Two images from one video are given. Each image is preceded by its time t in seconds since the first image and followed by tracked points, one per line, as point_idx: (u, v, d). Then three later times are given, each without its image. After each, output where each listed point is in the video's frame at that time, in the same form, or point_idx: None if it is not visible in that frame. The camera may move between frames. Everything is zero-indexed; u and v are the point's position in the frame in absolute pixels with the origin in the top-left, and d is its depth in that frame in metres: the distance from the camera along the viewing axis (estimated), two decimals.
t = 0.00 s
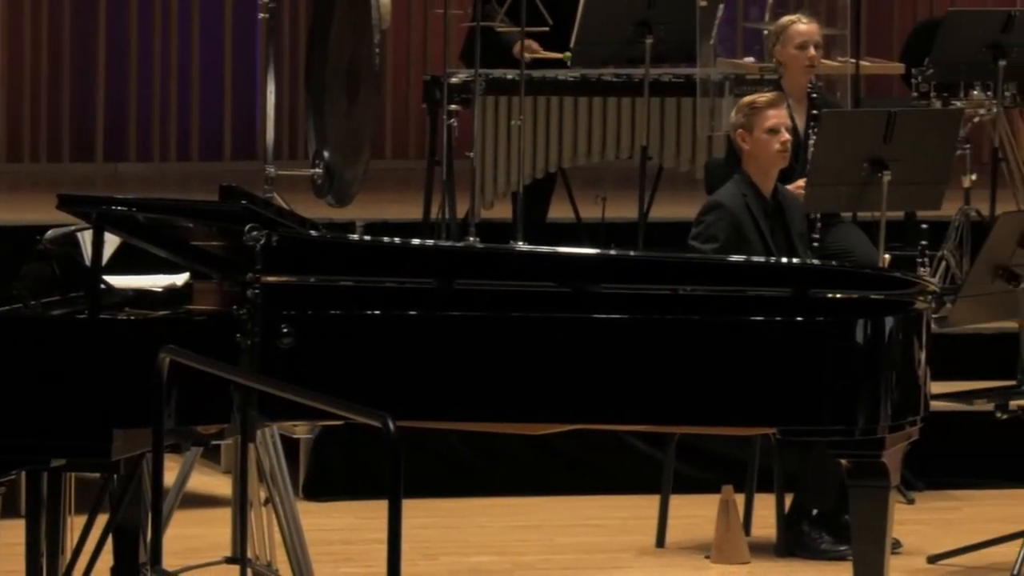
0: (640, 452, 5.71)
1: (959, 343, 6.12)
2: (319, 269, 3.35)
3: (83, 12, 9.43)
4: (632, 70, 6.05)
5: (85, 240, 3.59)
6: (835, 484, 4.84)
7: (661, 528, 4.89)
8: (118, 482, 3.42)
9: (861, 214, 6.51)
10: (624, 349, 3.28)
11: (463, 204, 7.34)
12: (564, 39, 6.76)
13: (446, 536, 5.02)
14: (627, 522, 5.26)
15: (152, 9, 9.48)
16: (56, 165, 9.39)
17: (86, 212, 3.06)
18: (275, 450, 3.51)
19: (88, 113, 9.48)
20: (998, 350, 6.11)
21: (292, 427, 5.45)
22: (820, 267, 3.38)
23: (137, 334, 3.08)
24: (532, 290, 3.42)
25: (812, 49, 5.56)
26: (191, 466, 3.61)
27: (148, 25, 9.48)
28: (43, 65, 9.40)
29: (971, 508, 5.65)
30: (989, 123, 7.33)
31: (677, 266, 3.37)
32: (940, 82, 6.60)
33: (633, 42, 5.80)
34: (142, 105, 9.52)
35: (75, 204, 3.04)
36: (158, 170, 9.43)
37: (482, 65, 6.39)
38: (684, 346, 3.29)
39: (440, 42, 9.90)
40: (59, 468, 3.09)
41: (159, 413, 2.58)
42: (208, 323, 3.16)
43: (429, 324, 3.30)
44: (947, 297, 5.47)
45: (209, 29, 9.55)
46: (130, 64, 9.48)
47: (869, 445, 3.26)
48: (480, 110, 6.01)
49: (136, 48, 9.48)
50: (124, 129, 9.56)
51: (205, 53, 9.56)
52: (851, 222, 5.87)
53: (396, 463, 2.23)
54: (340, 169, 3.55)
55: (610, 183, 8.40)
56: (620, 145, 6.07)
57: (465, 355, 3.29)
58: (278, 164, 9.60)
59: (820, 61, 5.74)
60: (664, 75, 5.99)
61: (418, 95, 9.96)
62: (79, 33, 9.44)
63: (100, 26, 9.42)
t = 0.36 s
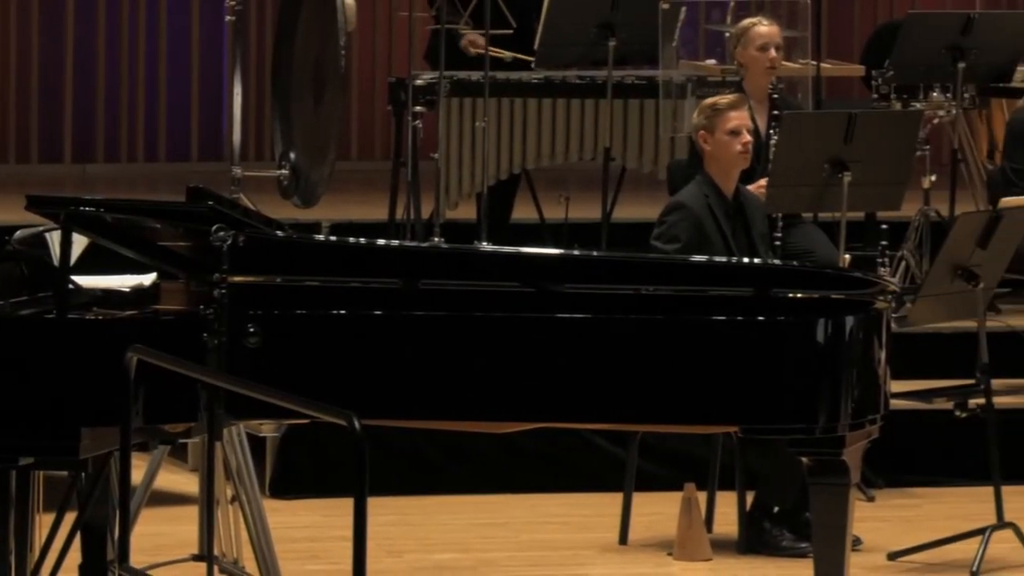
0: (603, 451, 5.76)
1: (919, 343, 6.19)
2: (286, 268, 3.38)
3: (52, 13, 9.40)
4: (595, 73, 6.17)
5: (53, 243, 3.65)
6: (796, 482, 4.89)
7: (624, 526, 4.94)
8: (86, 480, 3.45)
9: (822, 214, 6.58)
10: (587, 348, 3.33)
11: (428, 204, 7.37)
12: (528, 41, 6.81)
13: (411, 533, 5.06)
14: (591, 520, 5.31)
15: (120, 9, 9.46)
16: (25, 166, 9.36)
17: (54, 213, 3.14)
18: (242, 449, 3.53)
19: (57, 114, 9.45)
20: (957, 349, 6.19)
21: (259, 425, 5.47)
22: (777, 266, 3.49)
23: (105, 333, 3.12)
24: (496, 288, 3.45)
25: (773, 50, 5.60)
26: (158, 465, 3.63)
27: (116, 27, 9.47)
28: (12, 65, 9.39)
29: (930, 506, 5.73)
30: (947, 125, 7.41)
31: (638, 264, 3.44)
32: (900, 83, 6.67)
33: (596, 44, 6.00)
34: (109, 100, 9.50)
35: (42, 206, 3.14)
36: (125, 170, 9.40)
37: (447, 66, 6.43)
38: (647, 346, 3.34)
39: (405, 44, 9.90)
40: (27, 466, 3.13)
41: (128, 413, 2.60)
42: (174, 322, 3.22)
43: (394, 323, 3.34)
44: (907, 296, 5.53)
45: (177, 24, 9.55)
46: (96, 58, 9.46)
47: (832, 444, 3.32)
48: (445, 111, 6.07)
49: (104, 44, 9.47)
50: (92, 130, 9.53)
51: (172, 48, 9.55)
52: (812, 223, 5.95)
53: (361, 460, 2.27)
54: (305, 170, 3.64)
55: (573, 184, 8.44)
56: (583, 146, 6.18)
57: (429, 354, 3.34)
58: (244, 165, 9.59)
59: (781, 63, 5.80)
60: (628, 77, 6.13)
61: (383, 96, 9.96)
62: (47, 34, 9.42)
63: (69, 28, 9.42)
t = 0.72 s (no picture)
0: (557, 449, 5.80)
1: (869, 342, 6.26)
2: (240, 269, 3.44)
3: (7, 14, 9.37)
4: (550, 74, 6.21)
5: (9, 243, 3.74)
6: (747, 479, 4.97)
7: (577, 524, 4.98)
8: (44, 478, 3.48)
9: (773, 215, 6.66)
10: (539, 348, 3.38)
11: (383, 205, 7.39)
12: (483, 44, 6.86)
13: (366, 531, 5.09)
14: (545, 519, 5.36)
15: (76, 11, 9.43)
16: None
17: (11, 214, 3.15)
18: (198, 448, 3.56)
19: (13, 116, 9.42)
20: (907, 348, 6.26)
21: (215, 424, 5.48)
22: (729, 267, 3.54)
23: (63, 332, 3.17)
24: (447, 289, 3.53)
25: (724, 52, 5.65)
26: (116, 463, 3.65)
27: (72, 29, 9.44)
28: None
29: (879, 504, 5.80)
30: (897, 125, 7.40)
31: (588, 265, 3.50)
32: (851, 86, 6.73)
33: (549, 47, 6.10)
34: (65, 99, 9.47)
35: None
36: (81, 171, 9.38)
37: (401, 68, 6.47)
38: (599, 346, 3.38)
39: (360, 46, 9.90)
40: None
41: (84, 412, 2.63)
42: (130, 322, 3.25)
43: (349, 323, 3.39)
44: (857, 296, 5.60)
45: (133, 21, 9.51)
46: (53, 61, 9.42)
47: (782, 442, 3.35)
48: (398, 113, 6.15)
49: (60, 43, 9.42)
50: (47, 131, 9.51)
51: (129, 48, 9.52)
52: (764, 224, 6.01)
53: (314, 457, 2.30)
54: (262, 169, 3.62)
55: (527, 185, 8.48)
56: (536, 146, 6.23)
57: (383, 355, 3.39)
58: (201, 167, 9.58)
59: (733, 65, 5.84)
60: (580, 79, 6.17)
61: (339, 99, 9.96)
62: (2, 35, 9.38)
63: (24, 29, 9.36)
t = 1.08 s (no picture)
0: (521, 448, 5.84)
1: (828, 341, 6.33)
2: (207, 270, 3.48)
3: None
4: (512, 77, 6.32)
5: None
6: (708, 476, 5.02)
7: (540, 522, 5.03)
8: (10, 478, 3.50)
9: (735, 216, 6.73)
10: (502, 348, 3.43)
11: (348, 207, 7.43)
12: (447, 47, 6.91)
13: (331, 530, 5.12)
14: (508, 517, 5.40)
15: (42, 12, 9.42)
16: None
17: None
18: (164, 447, 3.59)
19: None
20: (866, 347, 6.33)
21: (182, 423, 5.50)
22: (690, 267, 3.59)
23: (30, 331, 3.21)
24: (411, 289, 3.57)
25: (686, 55, 5.71)
26: (82, 463, 3.68)
27: (38, 30, 9.43)
28: None
29: (839, 502, 5.87)
30: (855, 128, 7.48)
31: (551, 266, 3.54)
32: (811, 89, 6.79)
33: (512, 49, 6.14)
34: (32, 101, 9.45)
35: None
36: (47, 173, 9.37)
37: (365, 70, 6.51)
38: (562, 346, 3.43)
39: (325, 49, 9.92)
40: None
41: (52, 413, 2.66)
42: (97, 322, 3.30)
43: (314, 323, 3.43)
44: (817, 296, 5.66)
45: (100, 22, 9.51)
46: (20, 62, 9.41)
47: (743, 441, 3.41)
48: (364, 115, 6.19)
49: (28, 45, 9.42)
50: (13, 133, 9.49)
51: (95, 49, 9.52)
52: (726, 225, 6.07)
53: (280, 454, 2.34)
54: (228, 172, 3.69)
55: (491, 186, 8.53)
56: (500, 148, 6.31)
57: (349, 356, 3.43)
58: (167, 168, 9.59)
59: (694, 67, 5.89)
60: (543, 81, 6.28)
61: (304, 101, 9.98)
62: None
63: None
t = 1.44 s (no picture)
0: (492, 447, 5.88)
1: (796, 340, 6.39)
2: (180, 271, 3.51)
3: None
4: (483, 79, 6.36)
5: None
6: (679, 474, 5.03)
7: (511, 520, 5.07)
8: None
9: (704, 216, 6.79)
10: (475, 348, 3.47)
11: (320, 207, 7.47)
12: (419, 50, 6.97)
13: (303, 528, 5.16)
14: (479, 514, 5.44)
15: (17, 13, 9.43)
16: None
17: None
18: (139, 446, 3.63)
19: None
20: (833, 346, 6.40)
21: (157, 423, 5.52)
22: (661, 267, 3.65)
23: (6, 330, 3.27)
24: (382, 289, 3.61)
25: (656, 58, 5.76)
26: (57, 462, 3.71)
27: (13, 31, 9.43)
28: None
29: (807, 500, 5.93)
30: (823, 129, 7.54)
31: (521, 266, 3.59)
32: (779, 90, 6.85)
33: (483, 52, 6.19)
34: (6, 102, 9.44)
35: None
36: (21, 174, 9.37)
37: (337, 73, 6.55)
38: (534, 346, 3.48)
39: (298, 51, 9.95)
40: None
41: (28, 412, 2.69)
42: (71, 323, 3.38)
43: (288, 323, 3.47)
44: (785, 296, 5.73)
45: (76, 23, 9.52)
46: None
47: (712, 440, 3.48)
48: (336, 116, 6.24)
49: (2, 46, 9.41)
50: None
51: (70, 50, 9.52)
52: (695, 226, 6.13)
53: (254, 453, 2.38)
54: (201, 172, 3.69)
55: (463, 187, 8.57)
56: (471, 149, 6.36)
57: (323, 356, 3.47)
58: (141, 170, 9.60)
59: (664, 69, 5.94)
60: (514, 83, 6.33)
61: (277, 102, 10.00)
62: None
63: None
